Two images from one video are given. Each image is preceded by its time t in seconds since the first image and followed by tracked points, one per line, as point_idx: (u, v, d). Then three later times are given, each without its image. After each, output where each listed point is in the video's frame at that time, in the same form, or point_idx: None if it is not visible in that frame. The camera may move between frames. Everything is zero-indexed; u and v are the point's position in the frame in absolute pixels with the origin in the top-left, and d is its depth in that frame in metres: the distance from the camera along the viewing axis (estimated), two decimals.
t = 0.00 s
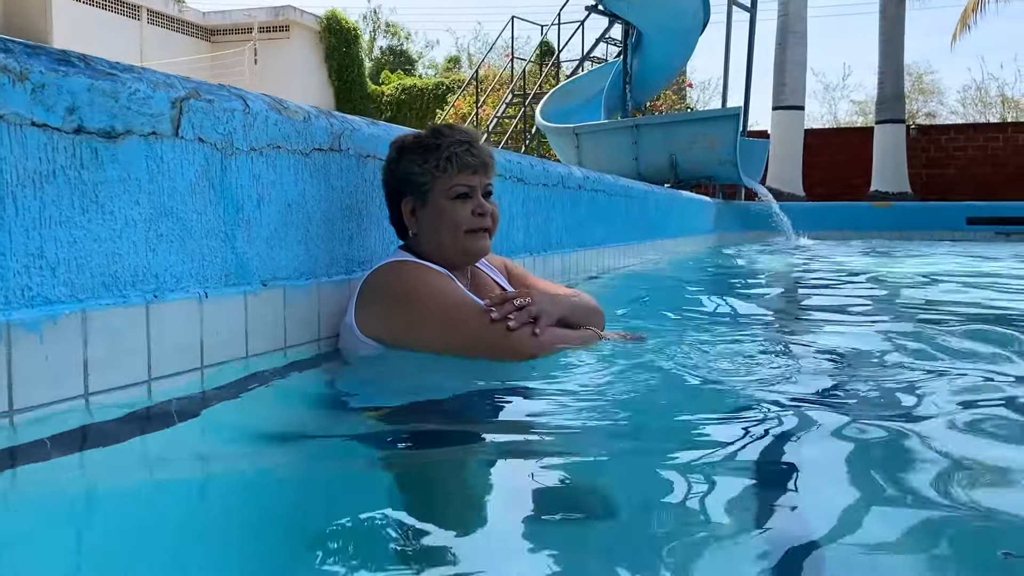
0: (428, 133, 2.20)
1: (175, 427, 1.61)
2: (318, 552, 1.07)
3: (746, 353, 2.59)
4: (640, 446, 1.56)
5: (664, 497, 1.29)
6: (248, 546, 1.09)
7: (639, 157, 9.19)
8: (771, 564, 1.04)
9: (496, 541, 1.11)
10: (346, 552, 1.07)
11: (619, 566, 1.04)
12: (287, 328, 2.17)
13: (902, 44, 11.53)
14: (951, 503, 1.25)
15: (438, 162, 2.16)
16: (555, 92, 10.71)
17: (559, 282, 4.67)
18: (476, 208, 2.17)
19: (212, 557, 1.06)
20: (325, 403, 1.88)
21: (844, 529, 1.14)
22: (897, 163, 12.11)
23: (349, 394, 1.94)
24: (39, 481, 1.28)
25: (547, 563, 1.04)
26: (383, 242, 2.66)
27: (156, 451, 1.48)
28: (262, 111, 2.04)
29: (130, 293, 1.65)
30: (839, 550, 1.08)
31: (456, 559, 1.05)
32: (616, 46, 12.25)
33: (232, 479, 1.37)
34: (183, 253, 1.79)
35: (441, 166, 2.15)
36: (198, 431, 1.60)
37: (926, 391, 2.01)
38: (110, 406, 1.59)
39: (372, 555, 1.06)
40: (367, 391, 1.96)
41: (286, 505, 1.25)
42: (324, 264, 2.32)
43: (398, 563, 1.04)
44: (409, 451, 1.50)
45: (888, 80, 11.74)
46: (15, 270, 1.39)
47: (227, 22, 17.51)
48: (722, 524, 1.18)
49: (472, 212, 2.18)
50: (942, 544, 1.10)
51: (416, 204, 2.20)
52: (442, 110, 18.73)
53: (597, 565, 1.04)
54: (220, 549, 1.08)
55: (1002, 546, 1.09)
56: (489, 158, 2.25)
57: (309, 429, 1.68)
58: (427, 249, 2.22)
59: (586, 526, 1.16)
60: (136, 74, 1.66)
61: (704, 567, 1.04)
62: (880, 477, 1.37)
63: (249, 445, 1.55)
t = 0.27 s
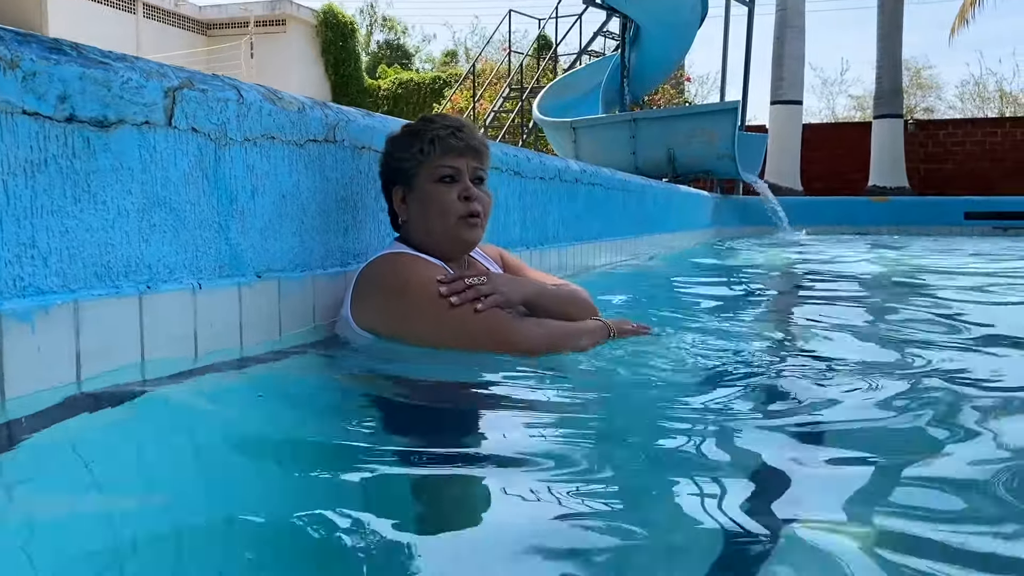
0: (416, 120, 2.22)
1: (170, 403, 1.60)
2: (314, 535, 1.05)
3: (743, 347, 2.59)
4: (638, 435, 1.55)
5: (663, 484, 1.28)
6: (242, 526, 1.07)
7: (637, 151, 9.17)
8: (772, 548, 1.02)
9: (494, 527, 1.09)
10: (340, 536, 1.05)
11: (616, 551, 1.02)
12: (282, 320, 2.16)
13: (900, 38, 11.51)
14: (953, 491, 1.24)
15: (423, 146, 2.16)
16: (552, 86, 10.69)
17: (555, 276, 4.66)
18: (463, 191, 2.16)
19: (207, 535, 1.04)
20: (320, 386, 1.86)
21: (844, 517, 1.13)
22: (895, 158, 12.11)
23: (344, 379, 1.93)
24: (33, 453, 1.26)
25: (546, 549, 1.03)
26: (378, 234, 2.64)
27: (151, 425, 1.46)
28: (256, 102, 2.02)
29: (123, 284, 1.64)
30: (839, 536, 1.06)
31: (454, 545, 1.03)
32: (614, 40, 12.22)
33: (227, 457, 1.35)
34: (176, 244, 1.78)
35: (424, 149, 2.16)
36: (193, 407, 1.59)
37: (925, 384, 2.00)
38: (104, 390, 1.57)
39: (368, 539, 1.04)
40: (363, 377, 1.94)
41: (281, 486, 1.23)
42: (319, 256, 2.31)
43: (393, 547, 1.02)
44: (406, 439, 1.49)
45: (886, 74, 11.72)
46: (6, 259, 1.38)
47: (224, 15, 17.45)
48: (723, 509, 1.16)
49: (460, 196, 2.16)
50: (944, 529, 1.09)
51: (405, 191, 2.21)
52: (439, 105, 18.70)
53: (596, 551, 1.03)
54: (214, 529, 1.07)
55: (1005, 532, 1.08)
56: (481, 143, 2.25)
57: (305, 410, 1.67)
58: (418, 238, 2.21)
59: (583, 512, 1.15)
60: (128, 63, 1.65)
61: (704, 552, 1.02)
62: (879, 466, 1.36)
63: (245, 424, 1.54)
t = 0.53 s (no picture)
0: (420, 116, 2.21)
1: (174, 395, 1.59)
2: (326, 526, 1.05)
3: (745, 342, 2.59)
4: (644, 429, 1.55)
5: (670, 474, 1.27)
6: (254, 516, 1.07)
7: (636, 146, 9.17)
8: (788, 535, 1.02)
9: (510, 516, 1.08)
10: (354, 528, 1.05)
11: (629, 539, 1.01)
12: (285, 316, 2.16)
13: (900, 34, 11.50)
14: (961, 477, 1.23)
15: (422, 144, 2.16)
16: (551, 82, 10.69)
17: (556, 271, 4.66)
18: (461, 191, 2.15)
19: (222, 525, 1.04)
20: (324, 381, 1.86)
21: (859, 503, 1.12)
22: (894, 154, 12.11)
23: (348, 375, 1.92)
24: (43, 450, 1.25)
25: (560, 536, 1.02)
26: (381, 230, 2.64)
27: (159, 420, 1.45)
28: (258, 97, 2.02)
29: (127, 279, 1.64)
30: (853, 524, 1.05)
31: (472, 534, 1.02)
32: (614, 36, 12.21)
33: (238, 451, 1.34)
34: (180, 240, 1.78)
35: (424, 147, 2.16)
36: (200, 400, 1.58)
37: (928, 380, 2.00)
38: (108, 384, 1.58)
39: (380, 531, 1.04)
40: (367, 372, 1.94)
41: (292, 478, 1.23)
42: (322, 253, 2.31)
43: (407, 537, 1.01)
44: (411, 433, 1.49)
45: (886, 70, 11.72)
46: (12, 255, 1.38)
47: (222, 11, 17.44)
48: (731, 494, 1.16)
49: (457, 194, 2.15)
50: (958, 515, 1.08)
51: (406, 188, 2.22)
52: (437, 100, 18.69)
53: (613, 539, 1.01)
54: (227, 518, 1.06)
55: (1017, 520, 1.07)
56: (484, 139, 2.21)
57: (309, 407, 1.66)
58: (419, 234, 2.22)
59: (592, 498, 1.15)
60: (132, 58, 1.64)
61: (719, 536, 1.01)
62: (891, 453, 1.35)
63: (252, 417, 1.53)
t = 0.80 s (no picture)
0: (430, 115, 2.19)
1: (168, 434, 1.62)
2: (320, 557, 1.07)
3: (744, 341, 2.60)
4: (642, 435, 1.56)
5: (666, 487, 1.29)
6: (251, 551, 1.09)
7: (636, 144, 9.17)
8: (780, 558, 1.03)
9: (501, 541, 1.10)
10: (347, 558, 1.07)
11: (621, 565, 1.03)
12: (285, 315, 2.16)
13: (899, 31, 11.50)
14: (952, 490, 1.26)
15: (440, 145, 2.15)
16: (551, 79, 10.70)
17: (555, 270, 4.67)
18: (478, 192, 2.17)
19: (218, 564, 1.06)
20: (324, 401, 1.88)
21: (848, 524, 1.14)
22: (893, 150, 12.11)
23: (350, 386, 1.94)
24: (39, 492, 1.27)
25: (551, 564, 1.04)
26: (380, 228, 2.64)
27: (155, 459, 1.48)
28: (258, 96, 2.02)
29: (127, 279, 1.64)
30: (847, 544, 1.07)
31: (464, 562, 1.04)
32: (613, 32, 12.21)
33: (236, 481, 1.37)
34: (180, 239, 1.78)
35: (442, 150, 2.15)
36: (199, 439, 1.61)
37: (925, 379, 2.02)
38: (106, 387, 1.59)
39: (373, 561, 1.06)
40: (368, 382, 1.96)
41: (288, 504, 1.25)
42: (321, 251, 2.31)
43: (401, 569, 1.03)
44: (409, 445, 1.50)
45: (885, 67, 11.72)
46: (13, 254, 1.39)
47: (221, 7, 17.43)
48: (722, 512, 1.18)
49: (473, 196, 2.17)
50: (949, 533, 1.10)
51: (417, 188, 2.19)
52: (437, 97, 18.66)
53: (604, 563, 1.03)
54: (224, 553, 1.09)
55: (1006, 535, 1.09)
56: (492, 139, 2.23)
57: (306, 428, 1.68)
58: (429, 234, 2.22)
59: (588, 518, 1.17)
60: (132, 57, 1.65)
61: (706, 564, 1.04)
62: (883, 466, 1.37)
63: (249, 448, 1.55)
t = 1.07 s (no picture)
0: (430, 113, 2.18)
1: (167, 416, 1.61)
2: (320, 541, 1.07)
3: (743, 338, 2.60)
4: (638, 430, 1.57)
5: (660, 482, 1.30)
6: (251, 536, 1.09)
7: (636, 141, 9.17)
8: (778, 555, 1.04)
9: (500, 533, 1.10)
10: (347, 542, 1.08)
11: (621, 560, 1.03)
12: (284, 311, 2.16)
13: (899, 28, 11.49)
14: (951, 488, 1.26)
15: (438, 145, 2.14)
16: (551, 77, 10.69)
17: (555, 267, 4.67)
18: (475, 194, 2.17)
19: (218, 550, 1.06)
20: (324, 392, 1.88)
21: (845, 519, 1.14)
22: (893, 149, 12.10)
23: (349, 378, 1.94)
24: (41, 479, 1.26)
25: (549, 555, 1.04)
26: (379, 226, 2.64)
27: (157, 443, 1.47)
28: (257, 93, 2.02)
29: (126, 276, 1.64)
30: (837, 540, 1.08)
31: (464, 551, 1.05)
32: (613, 29, 12.21)
33: (236, 469, 1.37)
34: (178, 236, 1.78)
35: (439, 149, 2.14)
36: (197, 422, 1.60)
37: (922, 377, 2.02)
38: (105, 382, 1.59)
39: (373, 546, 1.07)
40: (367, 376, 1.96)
41: (287, 494, 1.25)
42: (320, 248, 2.31)
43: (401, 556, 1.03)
44: (406, 438, 1.51)
45: (885, 65, 11.71)
46: (11, 252, 1.39)
47: (221, 5, 17.42)
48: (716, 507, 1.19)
49: (470, 198, 2.17)
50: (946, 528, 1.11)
51: (414, 185, 2.19)
52: (437, 95, 18.65)
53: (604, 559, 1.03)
54: (225, 542, 1.08)
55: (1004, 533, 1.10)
56: (494, 140, 2.22)
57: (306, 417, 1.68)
58: (426, 232, 2.21)
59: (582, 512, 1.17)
60: (131, 54, 1.65)
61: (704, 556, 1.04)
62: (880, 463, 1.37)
63: (249, 435, 1.55)
